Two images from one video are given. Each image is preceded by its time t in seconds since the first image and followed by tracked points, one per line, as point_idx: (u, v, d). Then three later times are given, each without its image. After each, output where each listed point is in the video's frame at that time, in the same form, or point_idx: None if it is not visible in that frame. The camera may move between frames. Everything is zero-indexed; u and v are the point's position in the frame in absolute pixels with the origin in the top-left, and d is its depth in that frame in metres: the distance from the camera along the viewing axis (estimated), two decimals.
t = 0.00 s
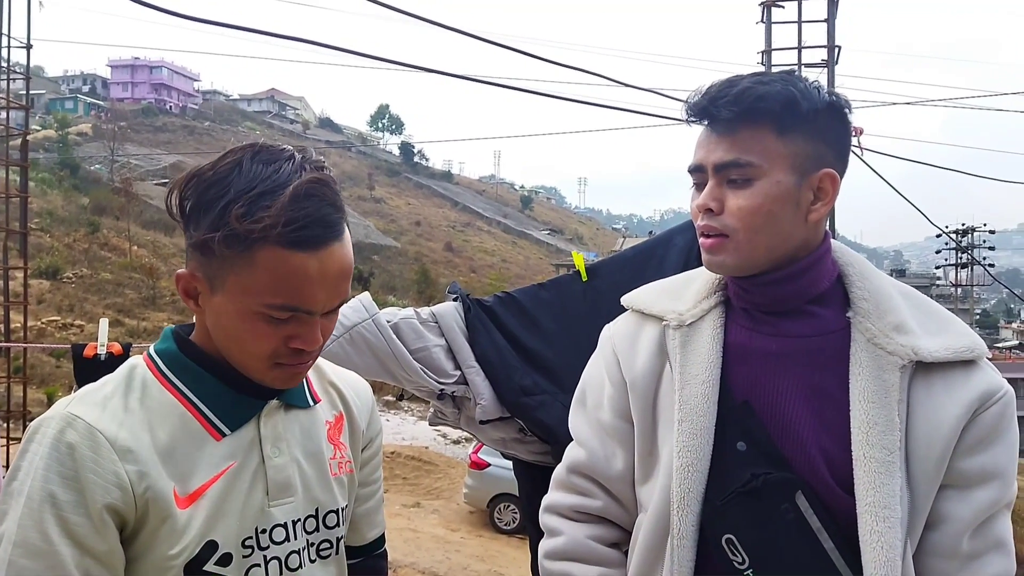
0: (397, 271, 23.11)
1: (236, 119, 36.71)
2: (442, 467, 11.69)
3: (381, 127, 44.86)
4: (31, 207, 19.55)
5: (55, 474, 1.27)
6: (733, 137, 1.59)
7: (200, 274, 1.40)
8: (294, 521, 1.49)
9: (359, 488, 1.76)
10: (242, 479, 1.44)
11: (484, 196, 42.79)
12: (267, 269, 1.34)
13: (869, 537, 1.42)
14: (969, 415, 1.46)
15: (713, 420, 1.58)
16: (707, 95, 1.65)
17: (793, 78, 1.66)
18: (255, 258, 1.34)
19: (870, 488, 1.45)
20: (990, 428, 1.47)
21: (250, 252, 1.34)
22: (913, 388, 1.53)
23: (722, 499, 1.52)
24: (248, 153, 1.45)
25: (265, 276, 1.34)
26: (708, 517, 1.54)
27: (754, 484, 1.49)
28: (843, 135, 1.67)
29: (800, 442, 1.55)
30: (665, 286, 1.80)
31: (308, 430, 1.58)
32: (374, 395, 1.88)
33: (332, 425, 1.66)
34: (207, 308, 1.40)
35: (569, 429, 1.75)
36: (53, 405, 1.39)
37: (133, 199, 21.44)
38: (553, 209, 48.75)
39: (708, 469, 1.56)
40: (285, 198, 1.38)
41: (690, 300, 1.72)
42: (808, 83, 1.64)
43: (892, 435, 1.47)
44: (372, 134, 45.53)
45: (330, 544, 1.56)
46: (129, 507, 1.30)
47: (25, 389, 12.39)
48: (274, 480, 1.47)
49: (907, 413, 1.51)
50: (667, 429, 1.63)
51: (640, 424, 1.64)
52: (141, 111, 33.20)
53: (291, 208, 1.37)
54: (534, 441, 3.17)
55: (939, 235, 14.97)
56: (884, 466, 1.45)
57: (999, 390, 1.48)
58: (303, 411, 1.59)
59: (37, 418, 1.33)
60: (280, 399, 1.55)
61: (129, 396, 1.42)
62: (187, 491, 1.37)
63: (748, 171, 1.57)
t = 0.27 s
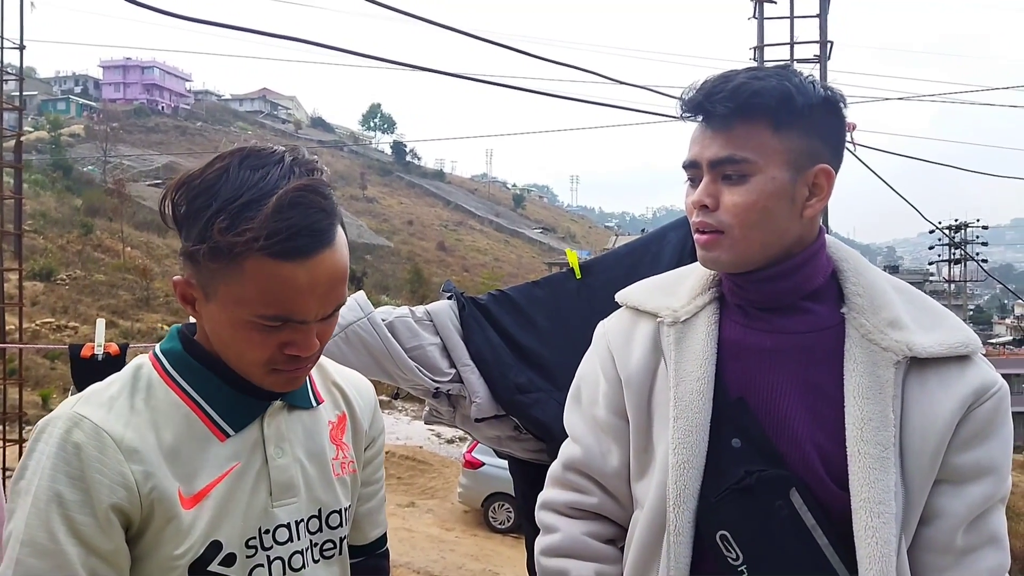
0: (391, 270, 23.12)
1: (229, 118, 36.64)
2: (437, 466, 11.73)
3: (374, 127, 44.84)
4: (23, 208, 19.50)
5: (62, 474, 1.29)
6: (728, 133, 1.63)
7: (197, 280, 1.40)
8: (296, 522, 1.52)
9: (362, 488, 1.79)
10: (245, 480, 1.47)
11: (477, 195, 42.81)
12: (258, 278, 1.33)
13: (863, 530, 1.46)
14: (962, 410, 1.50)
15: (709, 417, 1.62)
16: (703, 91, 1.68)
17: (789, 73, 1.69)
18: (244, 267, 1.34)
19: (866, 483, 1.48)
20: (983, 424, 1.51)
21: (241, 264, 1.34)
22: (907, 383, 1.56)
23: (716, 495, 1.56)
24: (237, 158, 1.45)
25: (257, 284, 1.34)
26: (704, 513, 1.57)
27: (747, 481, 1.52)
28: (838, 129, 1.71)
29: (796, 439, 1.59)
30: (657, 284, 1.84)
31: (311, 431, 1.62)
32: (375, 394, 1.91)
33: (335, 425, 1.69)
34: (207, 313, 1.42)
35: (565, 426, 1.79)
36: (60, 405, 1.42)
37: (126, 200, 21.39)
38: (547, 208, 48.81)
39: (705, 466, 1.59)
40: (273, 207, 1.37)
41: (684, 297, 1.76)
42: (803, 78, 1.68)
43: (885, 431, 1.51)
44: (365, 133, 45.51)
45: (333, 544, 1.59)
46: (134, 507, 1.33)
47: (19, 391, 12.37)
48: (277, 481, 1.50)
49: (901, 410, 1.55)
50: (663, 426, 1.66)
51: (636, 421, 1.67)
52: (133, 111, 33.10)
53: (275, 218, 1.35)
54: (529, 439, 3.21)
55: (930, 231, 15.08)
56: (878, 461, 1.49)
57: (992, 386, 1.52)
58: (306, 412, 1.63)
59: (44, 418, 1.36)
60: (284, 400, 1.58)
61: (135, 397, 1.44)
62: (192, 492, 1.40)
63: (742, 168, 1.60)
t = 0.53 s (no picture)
0: (385, 270, 23.10)
1: (221, 119, 36.51)
2: (433, 466, 11.71)
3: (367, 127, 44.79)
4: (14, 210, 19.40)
5: (60, 473, 1.29)
6: (720, 130, 1.63)
7: (191, 280, 1.40)
8: (297, 521, 1.52)
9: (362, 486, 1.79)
10: (244, 478, 1.46)
11: (472, 195, 42.81)
12: (251, 276, 1.33)
13: (852, 523, 1.47)
14: (951, 405, 1.50)
15: (701, 413, 1.62)
16: (696, 87, 1.68)
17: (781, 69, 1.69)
18: (235, 267, 1.33)
19: (854, 478, 1.49)
20: (973, 418, 1.51)
21: (233, 262, 1.33)
22: (897, 378, 1.57)
23: (708, 491, 1.56)
24: (228, 156, 1.44)
25: (251, 282, 1.33)
26: (695, 510, 1.57)
27: (740, 475, 1.52)
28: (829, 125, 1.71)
29: (786, 433, 1.59)
30: (654, 280, 1.84)
31: (311, 429, 1.61)
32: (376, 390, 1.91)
33: (336, 423, 1.69)
34: (202, 312, 1.41)
35: (561, 422, 1.79)
36: (58, 405, 1.41)
37: (118, 201, 21.31)
38: (541, 207, 48.89)
39: (696, 462, 1.59)
40: (261, 205, 1.36)
41: (679, 292, 1.76)
42: (796, 74, 1.68)
43: (875, 427, 1.51)
44: (359, 133, 45.45)
45: (334, 542, 1.59)
46: (134, 506, 1.33)
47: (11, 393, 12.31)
48: (277, 480, 1.50)
49: (890, 403, 1.55)
50: (656, 423, 1.66)
51: (632, 417, 1.68)
52: (124, 111, 32.99)
53: (265, 217, 1.35)
54: (525, 437, 3.19)
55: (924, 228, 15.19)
56: (867, 456, 1.49)
57: (981, 379, 1.53)
58: (306, 409, 1.62)
59: (42, 418, 1.35)
60: (285, 397, 1.58)
61: (134, 396, 1.43)
62: (192, 490, 1.40)
63: (735, 165, 1.61)
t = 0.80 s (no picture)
0: (381, 269, 23.08)
1: (215, 118, 36.41)
2: (429, 465, 11.71)
3: (362, 126, 44.71)
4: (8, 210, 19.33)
5: (58, 469, 1.29)
6: (708, 128, 1.64)
7: (185, 278, 1.41)
8: (295, 517, 1.52)
9: (361, 482, 1.80)
10: (242, 474, 1.47)
11: (467, 194, 42.77)
12: (244, 271, 1.34)
13: (842, 516, 1.48)
14: (938, 400, 1.52)
15: (693, 409, 1.63)
16: (684, 86, 1.69)
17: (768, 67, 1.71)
18: (227, 262, 1.34)
19: (844, 471, 1.50)
20: (960, 413, 1.53)
21: (226, 258, 1.34)
22: (886, 373, 1.58)
23: (700, 486, 1.57)
24: (218, 152, 1.45)
25: (244, 277, 1.34)
26: (687, 505, 1.58)
27: (731, 470, 1.54)
28: (816, 122, 1.73)
29: (776, 428, 1.60)
30: (647, 277, 1.86)
31: (309, 424, 1.62)
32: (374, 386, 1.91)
33: (334, 419, 1.70)
34: (196, 310, 1.42)
35: (555, 418, 1.80)
36: (55, 401, 1.41)
37: (112, 201, 21.25)
38: (537, 206, 48.89)
39: (689, 458, 1.61)
40: (251, 199, 1.37)
41: (672, 289, 1.78)
42: (783, 72, 1.69)
43: (864, 422, 1.53)
44: (354, 132, 45.38)
45: (333, 538, 1.60)
46: (132, 501, 1.33)
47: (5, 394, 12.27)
48: (275, 476, 1.50)
49: (879, 398, 1.57)
50: (649, 419, 1.67)
51: (625, 412, 1.69)
52: (118, 111, 32.88)
53: (255, 210, 1.35)
54: (519, 434, 3.19)
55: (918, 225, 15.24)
56: (856, 450, 1.51)
57: (968, 374, 1.54)
58: (304, 405, 1.63)
59: (39, 414, 1.36)
60: (282, 394, 1.59)
61: (131, 392, 1.44)
62: (190, 486, 1.41)
63: (724, 162, 1.62)
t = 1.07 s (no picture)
0: (374, 268, 23.06)
1: (208, 118, 36.28)
2: (424, 465, 11.71)
3: (355, 125, 44.61)
4: None
5: (52, 474, 1.29)
6: (697, 129, 1.64)
7: (176, 282, 1.40)
8: (291, 520, 1.52)
9: (357, 484, 1.80)
10: (238, 477, 1.47)
11: (461, 192, 42.75)
12: (234, 270, 1.34)
13: (833, 514, 1.49)
14: (928, 397, 1.52)
15: (685, 409, 1.63)
16: (673, 87, 1.69)
17: (755, 67, 1.71)
18: (216, 263, 1.34)
19: (835, 469, 1.51)
20: (950, 410, 1.53)
21: (217, 257, 1.33)
22: (875, 370, 1.59)
23: (693, 486, 1.57)
24: (202, 153, 1.44)
25: (235, 276, 1.34)
26: (681, 505, 1.58)
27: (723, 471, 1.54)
28: (802, 122, 1.73)
29: (768, 427, 1.61)
30: (639, 277, 1.86)
31: (305, 426, 1.62)
32: (369, 387, 1.91)
33: (329, 420, 1.70)
34: (189, 313, 1.41)
35: (548, 419, 1.81)
36: (49, 406, 1.41)
37: (105, 201, 21.16)
38: (531, 204, 48.93)
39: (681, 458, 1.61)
40: (238, 198, 1.37)
41: (662, 289, 1.78)
42: (770, 72, 1.70)
43: (854, 420, 1.53)
44: (347, 131, 45.30)
45: (329, 541, 1.60)
46: (127, 506, 1.33)
47: None
48: (271, 479, 1.50)
49: (868, 396, 1.57)
50: (641, 420, 1.67)
51: (618, 413, 1.69)
52: (110, 111, 32.75)
53: (244, 209, 1.35)
54: (513, 434, 3.21)
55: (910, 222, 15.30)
56: (846, 448, 1.51)
57: (957, 371, 1.55)
58: (299, 407, 1.63)
59: (33, 418, 1.35)
60: (277, 396, 1.58)
61: (125, 395, 1.44)
62: (185, 491, 1.40)
63: (712, 162, 1.62)
